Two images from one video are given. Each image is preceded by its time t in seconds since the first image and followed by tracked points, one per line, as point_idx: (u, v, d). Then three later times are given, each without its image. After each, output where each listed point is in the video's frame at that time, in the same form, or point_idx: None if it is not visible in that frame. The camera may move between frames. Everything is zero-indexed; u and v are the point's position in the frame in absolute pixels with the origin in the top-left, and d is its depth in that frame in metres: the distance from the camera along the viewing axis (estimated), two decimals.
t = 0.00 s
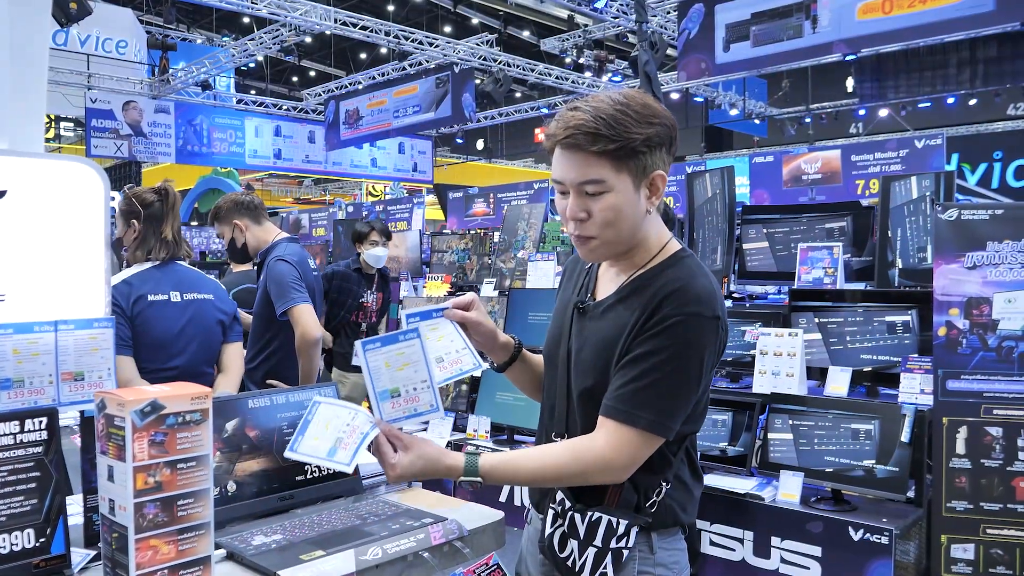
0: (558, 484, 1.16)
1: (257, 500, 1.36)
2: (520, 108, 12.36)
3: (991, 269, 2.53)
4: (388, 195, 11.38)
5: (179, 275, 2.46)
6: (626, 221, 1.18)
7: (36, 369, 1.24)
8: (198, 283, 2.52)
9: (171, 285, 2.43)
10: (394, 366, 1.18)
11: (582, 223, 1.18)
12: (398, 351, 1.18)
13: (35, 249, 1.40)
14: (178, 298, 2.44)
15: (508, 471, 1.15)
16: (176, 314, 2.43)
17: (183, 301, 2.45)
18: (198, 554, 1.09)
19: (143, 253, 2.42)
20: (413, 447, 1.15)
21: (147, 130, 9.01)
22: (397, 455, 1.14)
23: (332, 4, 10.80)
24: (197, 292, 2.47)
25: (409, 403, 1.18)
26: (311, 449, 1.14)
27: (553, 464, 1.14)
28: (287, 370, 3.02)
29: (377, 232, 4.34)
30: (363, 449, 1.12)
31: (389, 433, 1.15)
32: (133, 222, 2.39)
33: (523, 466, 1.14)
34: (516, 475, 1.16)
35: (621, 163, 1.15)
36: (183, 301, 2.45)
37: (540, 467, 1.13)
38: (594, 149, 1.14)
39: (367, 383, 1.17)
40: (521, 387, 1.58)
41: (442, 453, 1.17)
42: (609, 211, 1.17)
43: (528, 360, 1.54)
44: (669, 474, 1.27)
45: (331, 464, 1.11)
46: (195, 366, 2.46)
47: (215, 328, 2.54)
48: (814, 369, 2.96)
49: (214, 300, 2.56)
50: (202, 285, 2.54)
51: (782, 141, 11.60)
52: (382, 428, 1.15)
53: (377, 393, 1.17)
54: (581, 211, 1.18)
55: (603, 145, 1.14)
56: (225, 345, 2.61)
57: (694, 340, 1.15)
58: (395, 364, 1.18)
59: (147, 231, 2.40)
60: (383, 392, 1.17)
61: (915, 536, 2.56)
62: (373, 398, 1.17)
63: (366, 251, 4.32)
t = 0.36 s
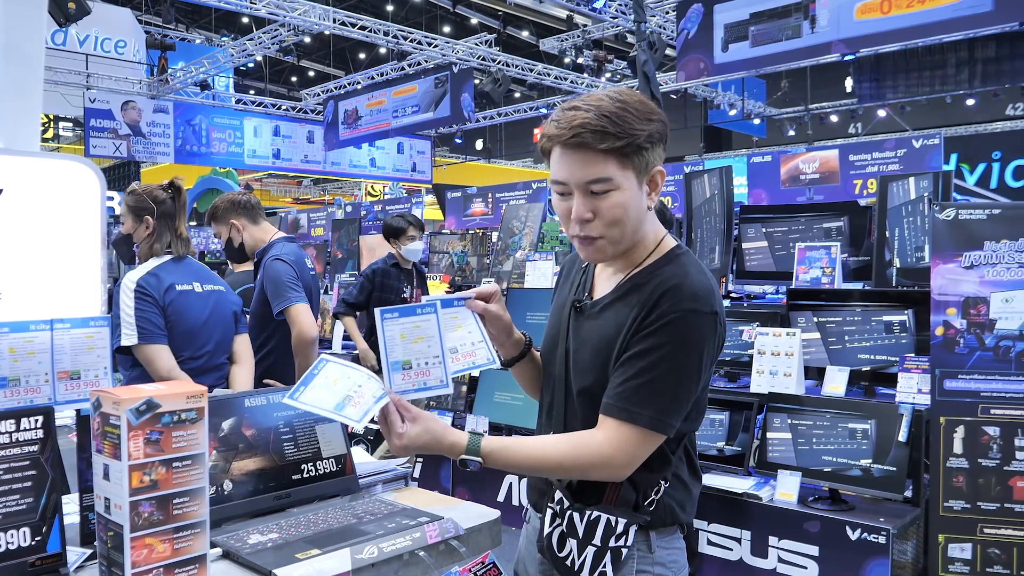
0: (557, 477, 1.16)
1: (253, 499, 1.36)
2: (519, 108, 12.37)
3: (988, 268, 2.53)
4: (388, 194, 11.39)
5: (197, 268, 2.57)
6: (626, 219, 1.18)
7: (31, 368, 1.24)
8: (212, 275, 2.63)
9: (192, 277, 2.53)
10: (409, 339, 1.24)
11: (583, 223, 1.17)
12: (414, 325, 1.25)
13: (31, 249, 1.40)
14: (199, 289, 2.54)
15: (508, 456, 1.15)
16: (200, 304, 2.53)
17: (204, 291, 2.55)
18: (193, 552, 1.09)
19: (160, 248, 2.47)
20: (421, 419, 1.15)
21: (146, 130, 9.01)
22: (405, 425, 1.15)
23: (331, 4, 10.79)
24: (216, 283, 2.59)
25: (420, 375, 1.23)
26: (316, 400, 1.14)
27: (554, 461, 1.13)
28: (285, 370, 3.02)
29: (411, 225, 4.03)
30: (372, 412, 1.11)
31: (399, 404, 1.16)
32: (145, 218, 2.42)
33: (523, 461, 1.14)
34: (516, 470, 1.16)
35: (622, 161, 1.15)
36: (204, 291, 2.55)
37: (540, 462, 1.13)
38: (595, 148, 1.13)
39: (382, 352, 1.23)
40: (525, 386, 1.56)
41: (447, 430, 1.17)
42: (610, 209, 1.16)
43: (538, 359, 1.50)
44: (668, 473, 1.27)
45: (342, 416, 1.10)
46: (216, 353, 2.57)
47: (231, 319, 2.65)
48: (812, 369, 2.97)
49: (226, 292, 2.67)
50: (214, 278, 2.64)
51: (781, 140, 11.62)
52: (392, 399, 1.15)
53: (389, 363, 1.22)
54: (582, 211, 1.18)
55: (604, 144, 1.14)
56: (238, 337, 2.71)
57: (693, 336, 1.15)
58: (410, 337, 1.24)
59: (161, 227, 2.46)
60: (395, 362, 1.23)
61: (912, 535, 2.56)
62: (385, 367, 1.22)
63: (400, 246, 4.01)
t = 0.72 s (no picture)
0: (551, 476, 1.16)
1: (249, 501, 1.36)
2: (518, 108, 12.37)
3: (986, 269, 2.54)
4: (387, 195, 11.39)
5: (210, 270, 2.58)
6: (623, 223, 1.18)
7: (27, 370, 1.24)
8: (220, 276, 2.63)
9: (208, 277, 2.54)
10: (425, 326, 1.23)
11: (580, 224, 1.17)
12: (435, 314, 1.24)
13: (28, 251, 1.40)
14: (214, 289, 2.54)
15: (504, 451, 1.15)
16: (219, 304, 2.54)
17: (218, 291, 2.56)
18: (188, 555, 1.09)
19: (173, 249, 2.47)
20: (420, 407, 1.15)
21: (145, 130, 9.00)
22: (402, 410, 1.16)
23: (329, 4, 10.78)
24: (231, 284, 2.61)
25: (428, 363, 1.23)
26: (322, 369, 1.16)
27: (547, 461, 1.13)
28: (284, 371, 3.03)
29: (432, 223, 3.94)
30: (375, 392, 1.15)
31: (401, 388, 1.17)
32: (155, 221, 2.44)
33: (517, 458, 1.14)
34: (511, 466, 1.16)
35: (620, 166, 1.15)
36: (220, 291, 2.56)
37: (534, 461, 1.13)
38: (591, 152, 1.13)
39: (397, 333, 1.22)
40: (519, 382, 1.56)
41: (442, 422, 1.18)
42: (606, 212, 1.16)
43: (535, 356, 1.50)
44: (663, 475, 1.27)
45: (345, 391, 1.13)
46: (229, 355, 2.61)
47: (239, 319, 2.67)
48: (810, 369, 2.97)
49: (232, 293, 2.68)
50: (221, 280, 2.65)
51: (780, 140, 11.62)
52: (397, 381, 1.17)
53: (401, 345, 1.22)
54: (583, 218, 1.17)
55: (604, 148, 1.13)
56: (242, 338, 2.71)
57: (688, 340, 1.15)
58: (427, 324, 1.23)
59: (172, 229, 2.47)
60: (407, 346, 1.22)
61: (910, 536, 2.56)
62: (397, 349, 1.22)
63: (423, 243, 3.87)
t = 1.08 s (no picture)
0: (544, 476, 1.16)
1: (245, 503, 1.36)
2: (517, 109, 12.37)
3: (983, 270, 2.54)
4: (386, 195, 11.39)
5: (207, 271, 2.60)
6: (618, 230, 1.18)
7: (22, 372, 1.24)
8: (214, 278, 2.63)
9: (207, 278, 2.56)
10: (400, 328, 1.24)
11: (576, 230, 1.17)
12: (406, 315, 1.26)
13: (25, 253, 1.41)
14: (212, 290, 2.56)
15: (496, 449, 1.15)
16: (217, 306, 2.55)
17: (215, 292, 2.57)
18: (184, 556, 1.09)
19: (178, 246, 2.48)
20: (408, 405, 1.16)
21: (144, 130, 9.00)
22: (391, 409, 1.16)
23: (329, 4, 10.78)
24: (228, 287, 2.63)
25: (409, 364, 1.23)
26: (307, 373, 1.14)
27: (540, 461, 1.13)
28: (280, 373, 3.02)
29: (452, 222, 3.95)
30: (359, 389, 1.13)
31: (386, 390, 1.17)
32: (161, 215, 2.44)
33: (510, 458, 1.14)
34: (503, 467, 1.16)
35: (619, 172, 1.15)
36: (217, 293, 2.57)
37: (526, 460, 1.13)
38: (588, 159, 1.13)
39: (373, 338, 1.23)
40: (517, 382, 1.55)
41: (433, 419, 1.18)
42: (600, 220, 1.17)
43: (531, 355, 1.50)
44: (657, 477, 1.27)
45: (326, 390, 1.10)
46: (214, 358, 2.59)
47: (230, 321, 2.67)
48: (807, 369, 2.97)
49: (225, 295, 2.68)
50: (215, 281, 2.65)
51: (779, 141, 11.62)
52: (380, 382, 1.17)
53: (379, 350, 1.22)
54: (580, 223, 1.17)
55: (604, 155, 1.13)
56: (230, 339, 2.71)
57: (682, 346, 1.15)
58: (401, 327, 1.25)
59: (177, 224, 2.48)
60: (385, 350, 1.23)
61: (908, 537, 2.56)
62: (374, 353, 1.22)
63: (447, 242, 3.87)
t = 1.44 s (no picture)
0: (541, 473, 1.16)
1: (243, 503, 1.36)
2: (517, 108, 12.38)
3: (981, 269, 2.54)
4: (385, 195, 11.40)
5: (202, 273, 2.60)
6: (625, 220, 1.18)
7: (19, 372, 1.24)
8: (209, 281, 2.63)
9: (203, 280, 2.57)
10: (405, 323, 1.25)
11: (586, 219, 1.17)
12: (413, 310, 1.26)
13: (22, 252, 1.41)
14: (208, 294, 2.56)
15: (494, 445, 1.15)
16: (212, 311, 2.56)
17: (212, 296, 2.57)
18: (181, 556, 1.09)
19: (175, 247, 2.48)
20: (409, 401, 1.16)
21: (143, 130, 8.99)
22: (391, 404, 1.16)
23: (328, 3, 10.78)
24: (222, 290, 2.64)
25: (412, 360, 1.23)
26: (309, 370, 1.15)
27: (536, 457, 1.13)
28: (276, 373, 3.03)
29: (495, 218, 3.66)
30: (358, 387, 1.14)
31: (387, 385, 1.17)
32: (156, 216, 2.44)
33: (507, 455, 1.14)
34: (500, 464, 1.15)
35: (634, 156, 1.17)
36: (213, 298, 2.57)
37: (522, 457, 1.13)
38: (614, 135, 1.15)
39: (378, 332, 1.23)
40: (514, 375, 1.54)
41: (432, 415, 1.17)
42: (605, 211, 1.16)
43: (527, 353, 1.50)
44: (654, 476, 1.27)
45: (329, 388, 1.12)
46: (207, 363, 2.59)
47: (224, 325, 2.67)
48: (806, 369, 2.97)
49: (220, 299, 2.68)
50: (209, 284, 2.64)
51: (779, 141, 11.63)
52: (381, 378, 1.17)
53: (383, 344, 1.22)
54: (600, 201, 1.16)
55: (624, 136, 1.15)
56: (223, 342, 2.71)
57: (681, 338, 1.15)
58: (407, 322, 1.25)
59: (173, 225, 2.48)
60: (389, 344, 1.23)
61: (906, 536, 2.56)
62: (378, 348, 1.22)
63: (486, 241, 3.64)
